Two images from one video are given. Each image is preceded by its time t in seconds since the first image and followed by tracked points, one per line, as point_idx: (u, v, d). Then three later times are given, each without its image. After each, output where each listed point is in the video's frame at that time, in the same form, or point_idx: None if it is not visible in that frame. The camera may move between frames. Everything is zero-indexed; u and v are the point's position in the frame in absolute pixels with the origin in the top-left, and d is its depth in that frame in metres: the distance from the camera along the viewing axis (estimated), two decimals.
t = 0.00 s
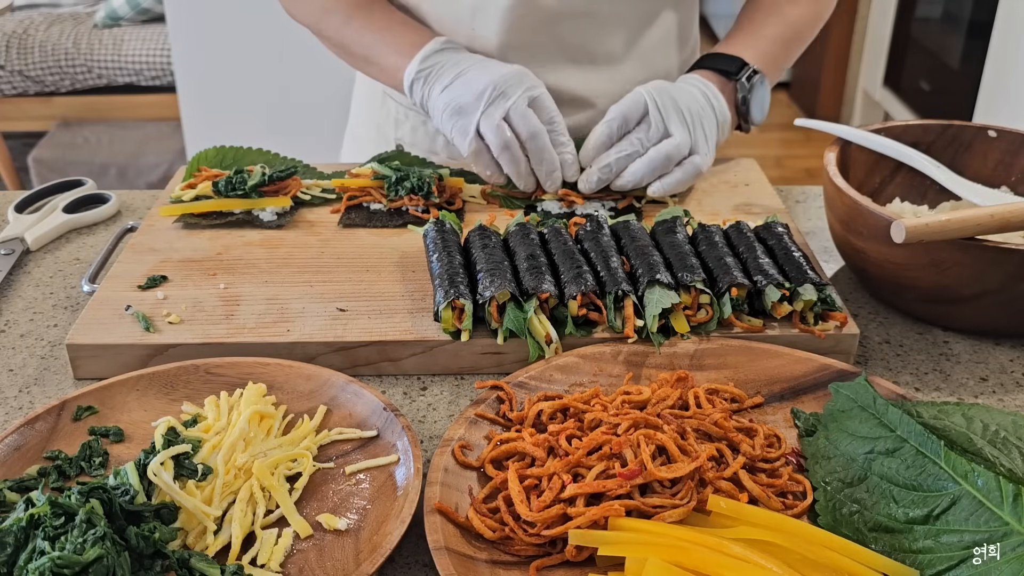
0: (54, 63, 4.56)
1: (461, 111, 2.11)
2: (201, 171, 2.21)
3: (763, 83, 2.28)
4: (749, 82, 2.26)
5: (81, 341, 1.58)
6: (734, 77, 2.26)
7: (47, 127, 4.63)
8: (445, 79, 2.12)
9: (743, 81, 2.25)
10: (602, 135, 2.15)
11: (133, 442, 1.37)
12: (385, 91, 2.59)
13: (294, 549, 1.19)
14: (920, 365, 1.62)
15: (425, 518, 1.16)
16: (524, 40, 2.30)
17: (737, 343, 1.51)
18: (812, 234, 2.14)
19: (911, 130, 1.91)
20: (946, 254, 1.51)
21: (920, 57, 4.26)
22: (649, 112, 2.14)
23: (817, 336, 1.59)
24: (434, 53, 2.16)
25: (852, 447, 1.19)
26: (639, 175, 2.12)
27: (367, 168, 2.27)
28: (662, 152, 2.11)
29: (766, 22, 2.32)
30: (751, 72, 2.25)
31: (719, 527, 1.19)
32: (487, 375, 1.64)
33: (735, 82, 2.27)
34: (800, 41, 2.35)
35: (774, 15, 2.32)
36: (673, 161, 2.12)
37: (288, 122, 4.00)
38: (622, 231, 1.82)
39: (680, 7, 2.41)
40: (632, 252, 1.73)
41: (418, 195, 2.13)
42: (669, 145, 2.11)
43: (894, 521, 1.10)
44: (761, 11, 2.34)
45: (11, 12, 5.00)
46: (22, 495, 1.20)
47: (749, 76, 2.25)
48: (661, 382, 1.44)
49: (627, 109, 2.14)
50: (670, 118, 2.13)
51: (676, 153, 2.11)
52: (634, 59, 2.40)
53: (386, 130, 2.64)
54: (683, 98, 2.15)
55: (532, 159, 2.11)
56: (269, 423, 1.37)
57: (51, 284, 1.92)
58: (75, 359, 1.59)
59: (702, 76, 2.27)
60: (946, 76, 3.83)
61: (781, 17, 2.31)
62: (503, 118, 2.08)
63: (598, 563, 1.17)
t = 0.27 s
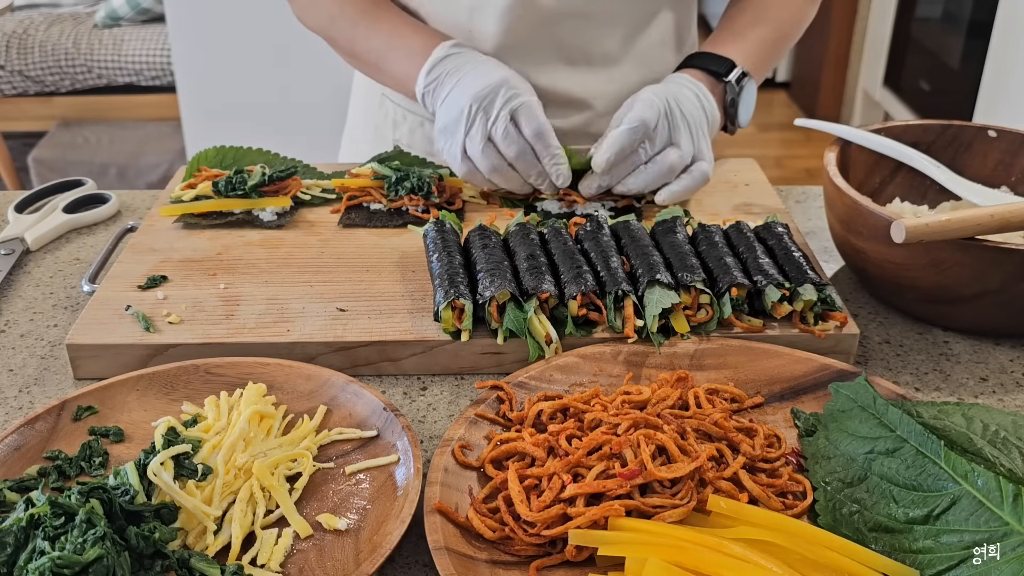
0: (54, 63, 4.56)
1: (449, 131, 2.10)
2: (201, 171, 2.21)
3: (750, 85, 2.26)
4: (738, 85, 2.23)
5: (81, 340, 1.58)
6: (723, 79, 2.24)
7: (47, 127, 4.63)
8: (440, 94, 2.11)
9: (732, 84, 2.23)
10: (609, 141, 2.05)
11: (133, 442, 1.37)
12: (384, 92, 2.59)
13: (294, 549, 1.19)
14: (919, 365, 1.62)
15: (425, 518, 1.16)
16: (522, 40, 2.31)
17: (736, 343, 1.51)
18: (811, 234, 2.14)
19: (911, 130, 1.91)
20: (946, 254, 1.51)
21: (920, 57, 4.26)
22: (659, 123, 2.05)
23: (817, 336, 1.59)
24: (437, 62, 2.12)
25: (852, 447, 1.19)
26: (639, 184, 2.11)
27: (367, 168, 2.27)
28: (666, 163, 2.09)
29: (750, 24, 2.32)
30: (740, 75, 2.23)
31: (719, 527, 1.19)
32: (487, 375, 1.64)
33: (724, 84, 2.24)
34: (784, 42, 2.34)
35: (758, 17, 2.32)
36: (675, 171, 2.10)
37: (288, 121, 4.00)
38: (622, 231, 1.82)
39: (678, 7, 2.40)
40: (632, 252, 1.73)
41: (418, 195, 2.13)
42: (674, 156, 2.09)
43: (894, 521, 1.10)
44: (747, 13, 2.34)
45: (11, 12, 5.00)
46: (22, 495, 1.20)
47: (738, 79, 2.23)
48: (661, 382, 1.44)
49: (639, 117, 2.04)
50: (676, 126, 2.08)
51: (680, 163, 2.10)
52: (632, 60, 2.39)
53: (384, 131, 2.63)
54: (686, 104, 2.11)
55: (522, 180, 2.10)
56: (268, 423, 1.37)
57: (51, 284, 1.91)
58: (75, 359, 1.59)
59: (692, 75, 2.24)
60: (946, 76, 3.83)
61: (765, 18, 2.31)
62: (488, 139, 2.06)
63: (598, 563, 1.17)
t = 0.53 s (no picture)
0: (54, 63, 4.56)
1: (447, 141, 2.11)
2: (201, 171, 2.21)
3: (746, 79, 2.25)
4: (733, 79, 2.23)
5: (81, 340, 1.58)
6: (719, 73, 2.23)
7: (47, 127, 4.63)
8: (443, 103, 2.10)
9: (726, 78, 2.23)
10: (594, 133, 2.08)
11: (133, 442, 1.37)
12: (383, 92, 2.59)
13: (294, 549, 1.19)
14: (919, 365, 1.62)
15: (425, 518, 1.16)
16: (522, 40, 2.31)
17: (736, 343, 1.51)
18: (811, 234, 2.14)
19: (911, 130, 1.91)
20: (946, 254, 1.51)
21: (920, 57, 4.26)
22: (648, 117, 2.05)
23: (817, 336, 1.59)
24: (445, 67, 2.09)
25: (852, 447, 1.19)
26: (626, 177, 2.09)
27: (367, 168, 2.27)
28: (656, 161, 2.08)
29: (748, 22, 2.32)
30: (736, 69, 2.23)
31: (719, 527, 1.19)
32: (487, 375, 1.64)
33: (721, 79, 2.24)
34: (780, 45, 2.35)
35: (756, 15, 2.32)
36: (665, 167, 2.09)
37: (288, 121, 4.00)
38: (622, 231, 1.82)
39: (677, 7, 2.40)
40: (632, 252, 1.73)
41: (418, 195, 2.13)
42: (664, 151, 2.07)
43: (894, 521, 1.10)
44: (744, 11, 2.34)
45: (11, 12, 5.00)
46: (22, 495, 1.20)
47: (735, 73, 2.23)
48: (661, 382, 1.44)
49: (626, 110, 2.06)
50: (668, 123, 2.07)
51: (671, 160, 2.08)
52: (632, 60, 2.39)
53: (383, 133, 2.63)
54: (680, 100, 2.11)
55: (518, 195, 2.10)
56: (268, 423, 1.37)
57: (51, 284, 1.91)
58: (75, 359, 1.59)
59: (689, 72, 2.24)
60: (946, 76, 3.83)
61: (762, 17, 2.31)
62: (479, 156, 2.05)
63: (598, 563, 1.17)
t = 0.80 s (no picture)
0: (54, 63, 4.56)
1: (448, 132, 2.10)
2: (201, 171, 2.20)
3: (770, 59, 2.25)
4: (754, 62, 2.25)
5: (81, 341, 1.58)
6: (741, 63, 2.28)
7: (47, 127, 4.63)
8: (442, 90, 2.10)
9: (747, 63, 2.26)
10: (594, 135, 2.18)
11: (133, 442, 1.37)
12: (383, 93, 2.59)
13: (294, 549, 1.19)
14: (919, 365, 1.62)
15: (425, 518, 1.16)
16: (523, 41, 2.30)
17: (736, 343, 1.51)
18: (811, 235, 2.14)
19: (911, 130, 1.91)
20: (946, 254, 1.51)
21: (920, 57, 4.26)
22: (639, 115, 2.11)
23: (817, 336, 1.59)
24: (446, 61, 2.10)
25: (852, 447, 1.19)
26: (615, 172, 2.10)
27: (367, 168, 2.27)
28: (647, 157, 2.07)
29: (768, 18, 2.33)
30: (755, 54, 2.25)
31: (719, 527, 1.19)
32: (487, 375, 1.64)
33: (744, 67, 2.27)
34: (805, 34, 2.35)
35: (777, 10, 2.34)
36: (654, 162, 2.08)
37: (288, 121, 4.00)
38: (622, 231, 1.82)
39: (677, 8, 2.40)
40: (632, 252, 1.73)
41: (418, 195, 2.13)
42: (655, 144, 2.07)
43: (894, 521, 1.10)
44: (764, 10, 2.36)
45: (11, 12, 5.00)
46: (22, 495, 1.20)
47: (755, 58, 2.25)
48: (661, 382, 1.44)
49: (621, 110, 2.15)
50: (662, 122, 2.12)
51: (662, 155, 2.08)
52: (631, 60, 2.39)
53: (383, 134, 2.63)
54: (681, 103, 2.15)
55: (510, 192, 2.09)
56: (268, 423, 1.37)
57: (51, 284, 1.91)
58: (75, 359, 1.59)
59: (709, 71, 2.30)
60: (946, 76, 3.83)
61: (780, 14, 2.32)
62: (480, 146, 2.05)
63: (598, 563, 1.17)
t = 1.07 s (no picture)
0: (54, 63, 4.56)
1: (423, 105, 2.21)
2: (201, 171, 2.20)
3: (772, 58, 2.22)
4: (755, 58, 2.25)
5: (81, 341, 1.58)
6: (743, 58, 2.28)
7: (47, 127, 4.63)
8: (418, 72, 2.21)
9: (747, 58, 2.25)
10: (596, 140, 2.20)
11: (133, 442, 1.37)
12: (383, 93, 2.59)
13: (294, 549, 1.19)
14: (919, 365, 1.62)
15: (425, 518, 1.16)
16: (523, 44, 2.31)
17: (736, 343, 1.51)
18: (811, 235, 2.14)
19: (911, 130, 1.91)
20: (946, 254, 1.51)
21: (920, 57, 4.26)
22: (639, 117, 2.14)
23: (817, 336, 1.59)
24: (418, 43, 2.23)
25: (852, 447, 1.19)
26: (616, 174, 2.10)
27: (367, 168, 2.27)
28: (647, 156, 2.08)
29: (774, 15, 2.33)
30: (755, 49, 2.25)
31: (719, 527, 1.19)
32: (487, 375, 1.64)
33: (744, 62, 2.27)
34: (811, 32, 2.33)
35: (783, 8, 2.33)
36: (653, 160, 2.09)
37: (287, 121, 4.00)
38: (622, 231, 1.82)
39: (677, 9, 2.39)
40: (632, 252, 1.73)
41: (418, 196, 2.13)
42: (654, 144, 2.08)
43: (894, 521, 1.10)
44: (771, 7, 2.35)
45: (11, 12, 5.00)
46: (22, 495, 1.20)
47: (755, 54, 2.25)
48: (661, 382, 1.44)
49: (621, 113, 2.18)
50: (662, 123, 2.13)
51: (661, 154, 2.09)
52: (629, 61, 2.39)
53: (384, 133, 2.64)
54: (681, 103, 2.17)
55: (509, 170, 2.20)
56: (269, 423, 1.37)
57: (51, 284, 1.91)
58: (75, 359, 1.59)
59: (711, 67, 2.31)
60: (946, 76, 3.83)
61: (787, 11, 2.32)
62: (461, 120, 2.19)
63: (598, 563, 1.17)
